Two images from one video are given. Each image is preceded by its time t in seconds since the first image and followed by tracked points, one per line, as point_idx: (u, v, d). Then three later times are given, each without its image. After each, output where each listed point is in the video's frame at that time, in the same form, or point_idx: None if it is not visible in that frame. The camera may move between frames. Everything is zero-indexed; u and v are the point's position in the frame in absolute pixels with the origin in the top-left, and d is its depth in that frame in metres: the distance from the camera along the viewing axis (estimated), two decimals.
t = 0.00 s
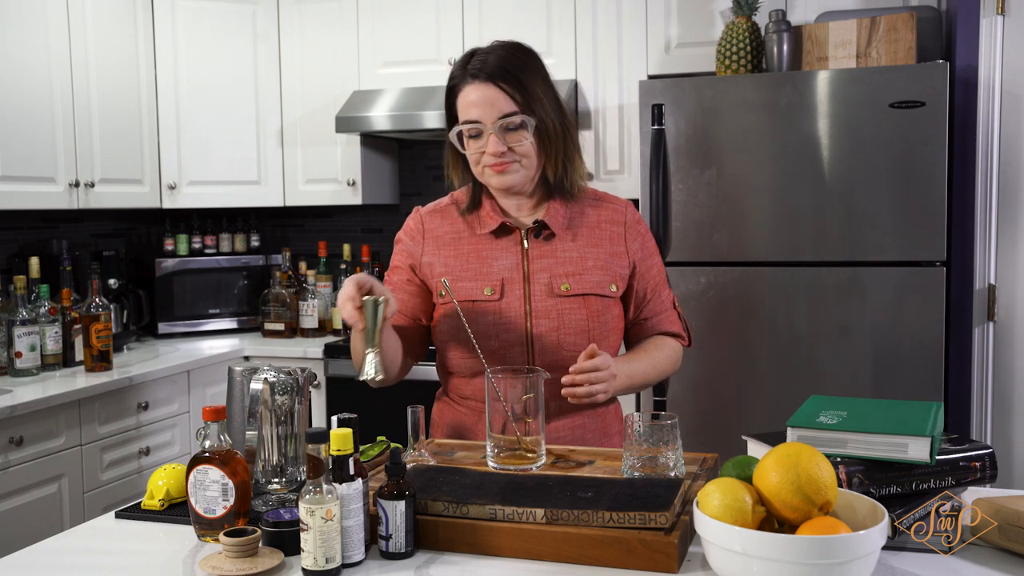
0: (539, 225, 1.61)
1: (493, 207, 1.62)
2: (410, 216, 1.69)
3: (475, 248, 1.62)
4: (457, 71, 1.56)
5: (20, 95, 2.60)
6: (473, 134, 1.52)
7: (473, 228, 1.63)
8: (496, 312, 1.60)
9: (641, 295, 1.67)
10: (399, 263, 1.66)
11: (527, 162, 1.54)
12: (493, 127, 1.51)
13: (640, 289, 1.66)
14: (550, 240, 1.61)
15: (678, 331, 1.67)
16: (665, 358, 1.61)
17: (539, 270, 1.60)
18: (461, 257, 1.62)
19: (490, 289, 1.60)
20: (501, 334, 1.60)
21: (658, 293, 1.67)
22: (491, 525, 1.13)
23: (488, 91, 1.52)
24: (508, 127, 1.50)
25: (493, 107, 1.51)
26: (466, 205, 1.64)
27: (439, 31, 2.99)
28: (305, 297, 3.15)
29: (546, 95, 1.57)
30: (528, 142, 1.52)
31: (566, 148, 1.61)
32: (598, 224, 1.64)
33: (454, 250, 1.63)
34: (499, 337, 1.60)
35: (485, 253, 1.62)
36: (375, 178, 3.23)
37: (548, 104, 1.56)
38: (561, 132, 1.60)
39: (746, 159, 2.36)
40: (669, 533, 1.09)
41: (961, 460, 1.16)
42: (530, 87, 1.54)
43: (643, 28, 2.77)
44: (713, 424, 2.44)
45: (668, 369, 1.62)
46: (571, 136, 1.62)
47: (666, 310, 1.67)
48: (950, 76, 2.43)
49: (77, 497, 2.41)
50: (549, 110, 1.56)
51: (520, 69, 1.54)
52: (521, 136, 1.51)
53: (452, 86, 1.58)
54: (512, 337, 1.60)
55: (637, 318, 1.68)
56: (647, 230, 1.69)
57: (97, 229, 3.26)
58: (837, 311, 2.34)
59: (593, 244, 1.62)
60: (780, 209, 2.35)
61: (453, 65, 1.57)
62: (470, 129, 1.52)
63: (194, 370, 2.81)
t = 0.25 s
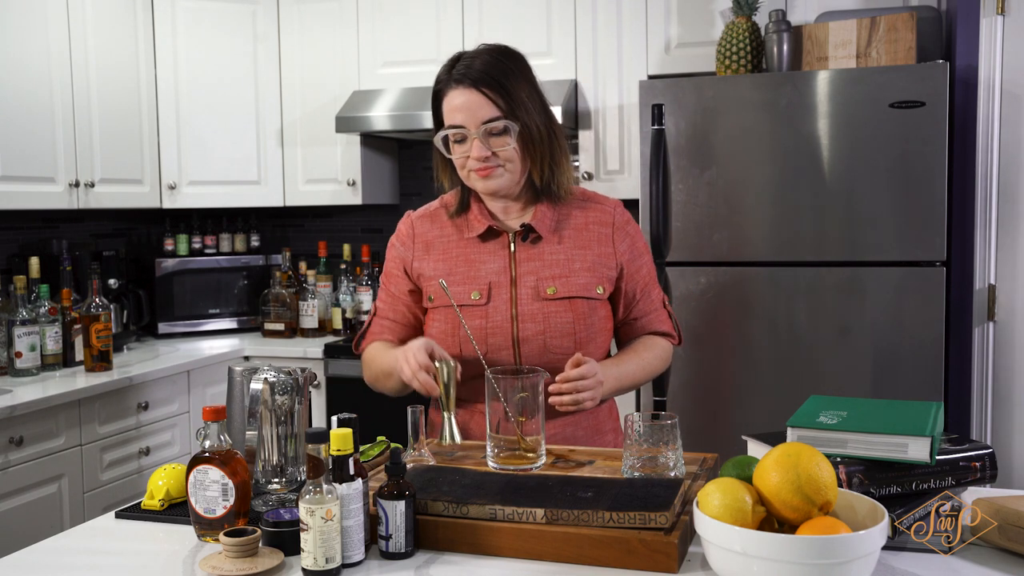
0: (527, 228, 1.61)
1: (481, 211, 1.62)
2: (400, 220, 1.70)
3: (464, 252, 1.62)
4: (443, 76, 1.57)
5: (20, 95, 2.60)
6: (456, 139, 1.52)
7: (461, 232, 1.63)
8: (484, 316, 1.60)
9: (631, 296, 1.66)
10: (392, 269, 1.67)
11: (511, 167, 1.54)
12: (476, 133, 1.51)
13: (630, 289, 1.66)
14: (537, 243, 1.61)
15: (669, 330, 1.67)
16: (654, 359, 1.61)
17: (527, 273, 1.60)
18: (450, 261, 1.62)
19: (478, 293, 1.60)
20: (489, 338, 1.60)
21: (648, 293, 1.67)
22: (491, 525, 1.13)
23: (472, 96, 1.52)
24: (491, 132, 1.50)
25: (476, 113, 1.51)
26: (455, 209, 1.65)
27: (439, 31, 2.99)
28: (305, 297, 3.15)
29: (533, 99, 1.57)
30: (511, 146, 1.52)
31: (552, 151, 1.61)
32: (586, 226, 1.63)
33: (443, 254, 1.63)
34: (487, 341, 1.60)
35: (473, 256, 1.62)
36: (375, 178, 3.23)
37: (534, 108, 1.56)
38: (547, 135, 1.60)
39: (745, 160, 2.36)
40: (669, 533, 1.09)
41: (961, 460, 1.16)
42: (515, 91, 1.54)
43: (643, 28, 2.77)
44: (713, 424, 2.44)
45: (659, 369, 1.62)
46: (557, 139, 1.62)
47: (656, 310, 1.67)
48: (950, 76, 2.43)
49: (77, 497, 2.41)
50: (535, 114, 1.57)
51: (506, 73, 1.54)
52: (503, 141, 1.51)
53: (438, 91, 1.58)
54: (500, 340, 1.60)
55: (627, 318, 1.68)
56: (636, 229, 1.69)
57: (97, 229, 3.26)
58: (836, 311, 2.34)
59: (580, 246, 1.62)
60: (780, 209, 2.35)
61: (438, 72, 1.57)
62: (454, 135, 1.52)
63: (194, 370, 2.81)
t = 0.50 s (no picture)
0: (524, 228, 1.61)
1: (480, 214, 1.62)
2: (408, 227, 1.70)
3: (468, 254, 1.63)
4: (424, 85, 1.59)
5: (20, 95, 2.60)
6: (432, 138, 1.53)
7: (464, 236, 1.64)
8: (485, 316, 1.60)
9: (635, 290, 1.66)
10: (403, 275, 1.67)
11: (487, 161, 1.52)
12: (449, 128, 1.51)
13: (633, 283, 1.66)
14: (536, 242, 1.61)
15: (676, 321, 1.66)
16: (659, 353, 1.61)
17: (527, 272, 1.60)
18: (454, 264, 1.63)
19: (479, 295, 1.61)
20: (490, 338, 1.60)
21: (654, 286, 1.66)
22: (491, 525, 1.13)
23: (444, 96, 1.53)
24: (462, 126, 1.50)
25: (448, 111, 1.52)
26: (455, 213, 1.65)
27: (439, 31, 2.99)
28: (305, 297, 3.15)
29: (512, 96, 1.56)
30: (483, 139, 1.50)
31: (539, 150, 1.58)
32: (586, 222, 1.63)
33: (448, 257, 1.64)
34: (489, 341, 1.60)
35: (475, 258, 1.62)
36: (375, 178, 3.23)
37: (512, 104, 1.55)
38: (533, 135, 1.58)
39: (745, 160, 2.36)
40: (669, 533, 1.09)
41: (961, 460, 1.16)
42: (491, 88, 1.54)
43: (643, 27, 2.77)
44: (713, 424, 2.44)
45: (665, 363, 1.62)
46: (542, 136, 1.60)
47: (662, 302, 1.66)
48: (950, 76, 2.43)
49: (77, 497, 2.41)
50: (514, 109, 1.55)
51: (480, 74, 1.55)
52: (473, 134, 1.50)
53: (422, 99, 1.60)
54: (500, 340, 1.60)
55: (634, 312, 1.68)
56: (639, 222, 1.68)
57: (97, 229, 3.26)
58: (836, 311, 2.34)
59: (580, 243, 1.61)
60: (780, 210, 2.35)
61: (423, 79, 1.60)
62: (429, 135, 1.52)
63: (194, 370, 2.81)
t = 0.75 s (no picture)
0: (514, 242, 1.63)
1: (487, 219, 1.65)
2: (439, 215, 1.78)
3: (467, 258, 1.69)
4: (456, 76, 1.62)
5: (20, 95, 2.60)
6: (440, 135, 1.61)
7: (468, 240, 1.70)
8: (468, 319, 1.66)
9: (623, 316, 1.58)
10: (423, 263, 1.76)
11: (467, 174, 1.56)
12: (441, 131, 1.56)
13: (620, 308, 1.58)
14: (523, 256, 1.62)
15: (664, 352, 1.55)
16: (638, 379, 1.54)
17: (511, 284, 1.62)
18: (456, 262, 1.70)
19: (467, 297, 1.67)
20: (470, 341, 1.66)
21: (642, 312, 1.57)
22: (491, 525, 1.13)
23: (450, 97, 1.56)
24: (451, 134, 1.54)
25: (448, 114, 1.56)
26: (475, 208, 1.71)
27: (439, 31, 2.99)
28: (305, 297, 3.15)
29: (516, 112, 1.52)
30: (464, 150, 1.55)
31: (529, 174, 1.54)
32: (578, 243, 1.60)
33: (454, 255, 1.71)
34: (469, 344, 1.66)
35: (474, 261, 1.67)
36: (375, 177, 3.23)
37: (512, 121, 1.52)
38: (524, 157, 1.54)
39: (746, 160, 2.36)
40: (669, 533, 1.09)
41: (961, 460, 1.16)
42: (494, 100, 1.52)
43: (643, 27, 2.77)
44: (713, 424, 2.44)
45: (646, 392, 1.55)
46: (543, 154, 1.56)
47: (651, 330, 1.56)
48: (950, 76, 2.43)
49: (77, 497, 2.41)
50: (511, 126, 1.52)
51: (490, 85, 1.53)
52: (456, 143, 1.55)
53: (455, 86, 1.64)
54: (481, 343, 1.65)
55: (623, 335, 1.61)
56: (640, 248, 1.59)
57: (98, 229, 3.26)
58: (836, 311, 2.34)
59: (566, 263, 1.60)
60: (780, 210, 2.35)
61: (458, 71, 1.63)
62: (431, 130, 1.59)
63: (194, 370, 2.81)
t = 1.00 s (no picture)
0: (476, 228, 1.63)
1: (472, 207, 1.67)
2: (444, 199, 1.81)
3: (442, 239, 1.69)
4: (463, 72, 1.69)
5: (20, 95, 2.60)
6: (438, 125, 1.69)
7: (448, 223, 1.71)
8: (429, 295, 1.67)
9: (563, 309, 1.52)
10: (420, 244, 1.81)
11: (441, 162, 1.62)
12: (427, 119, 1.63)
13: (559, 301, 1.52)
14: (479, 240, 1.61)
15: (595, 349, 1.49)
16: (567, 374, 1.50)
17: (465, 265, 1.61)
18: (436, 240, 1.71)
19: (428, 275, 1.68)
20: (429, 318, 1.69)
21: (579, 307, 1.50)
22: (491, 525, 1.13)
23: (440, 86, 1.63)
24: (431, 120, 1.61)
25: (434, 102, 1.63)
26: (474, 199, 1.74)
27: (439, 31, 2.99)
28: (305, 297, 3.15)
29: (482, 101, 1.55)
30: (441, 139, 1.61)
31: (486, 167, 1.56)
32: (529, 231, 1.55)
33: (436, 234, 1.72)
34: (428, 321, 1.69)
35: (447, 242, 1.67)
36: (375, 177, 3.23)
37: (476, 109, 1.55)
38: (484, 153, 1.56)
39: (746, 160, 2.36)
40: (669, 533, 1.09)
41: (961, 460, 1.16)
42: (465, 89, 1.57)
43: (643, 28, 2.77)
44: (713, 424, 2.44)
45: (570, 387, 1.51)
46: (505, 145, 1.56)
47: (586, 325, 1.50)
48: (950, 76, 2.43)
49: (77, 497, 2.41)
50: (475, 114, 1.55)
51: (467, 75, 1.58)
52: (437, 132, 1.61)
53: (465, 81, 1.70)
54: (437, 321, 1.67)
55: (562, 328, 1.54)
56: (587, 243, 1.52)
57: (97, 229, 3.26)
58: (837, 312, 2.34)
59: (514, 249, 1.56)
60: (780, 210, 2.35)
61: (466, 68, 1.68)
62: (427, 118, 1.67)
63: (194, 370, 2.81)
